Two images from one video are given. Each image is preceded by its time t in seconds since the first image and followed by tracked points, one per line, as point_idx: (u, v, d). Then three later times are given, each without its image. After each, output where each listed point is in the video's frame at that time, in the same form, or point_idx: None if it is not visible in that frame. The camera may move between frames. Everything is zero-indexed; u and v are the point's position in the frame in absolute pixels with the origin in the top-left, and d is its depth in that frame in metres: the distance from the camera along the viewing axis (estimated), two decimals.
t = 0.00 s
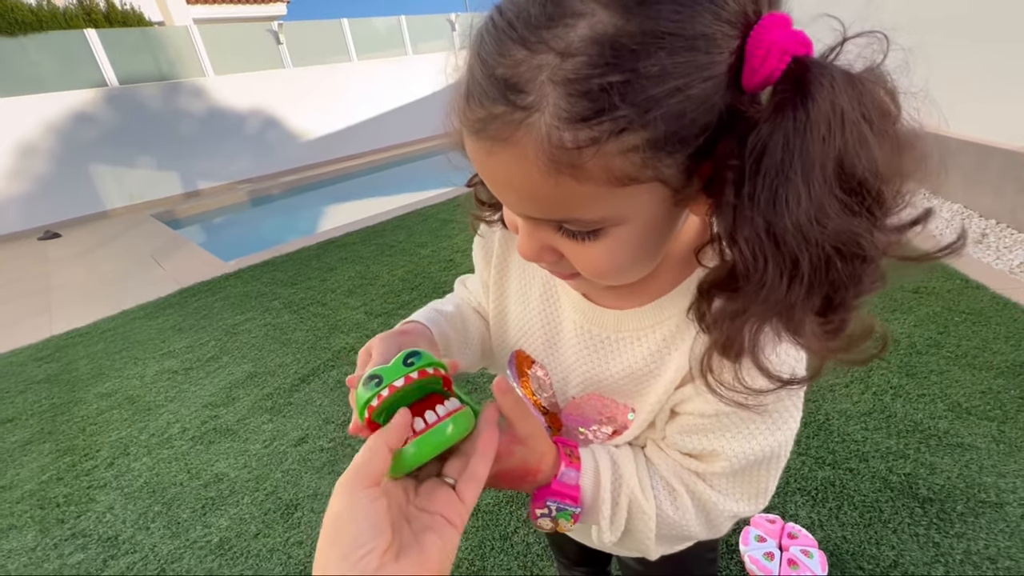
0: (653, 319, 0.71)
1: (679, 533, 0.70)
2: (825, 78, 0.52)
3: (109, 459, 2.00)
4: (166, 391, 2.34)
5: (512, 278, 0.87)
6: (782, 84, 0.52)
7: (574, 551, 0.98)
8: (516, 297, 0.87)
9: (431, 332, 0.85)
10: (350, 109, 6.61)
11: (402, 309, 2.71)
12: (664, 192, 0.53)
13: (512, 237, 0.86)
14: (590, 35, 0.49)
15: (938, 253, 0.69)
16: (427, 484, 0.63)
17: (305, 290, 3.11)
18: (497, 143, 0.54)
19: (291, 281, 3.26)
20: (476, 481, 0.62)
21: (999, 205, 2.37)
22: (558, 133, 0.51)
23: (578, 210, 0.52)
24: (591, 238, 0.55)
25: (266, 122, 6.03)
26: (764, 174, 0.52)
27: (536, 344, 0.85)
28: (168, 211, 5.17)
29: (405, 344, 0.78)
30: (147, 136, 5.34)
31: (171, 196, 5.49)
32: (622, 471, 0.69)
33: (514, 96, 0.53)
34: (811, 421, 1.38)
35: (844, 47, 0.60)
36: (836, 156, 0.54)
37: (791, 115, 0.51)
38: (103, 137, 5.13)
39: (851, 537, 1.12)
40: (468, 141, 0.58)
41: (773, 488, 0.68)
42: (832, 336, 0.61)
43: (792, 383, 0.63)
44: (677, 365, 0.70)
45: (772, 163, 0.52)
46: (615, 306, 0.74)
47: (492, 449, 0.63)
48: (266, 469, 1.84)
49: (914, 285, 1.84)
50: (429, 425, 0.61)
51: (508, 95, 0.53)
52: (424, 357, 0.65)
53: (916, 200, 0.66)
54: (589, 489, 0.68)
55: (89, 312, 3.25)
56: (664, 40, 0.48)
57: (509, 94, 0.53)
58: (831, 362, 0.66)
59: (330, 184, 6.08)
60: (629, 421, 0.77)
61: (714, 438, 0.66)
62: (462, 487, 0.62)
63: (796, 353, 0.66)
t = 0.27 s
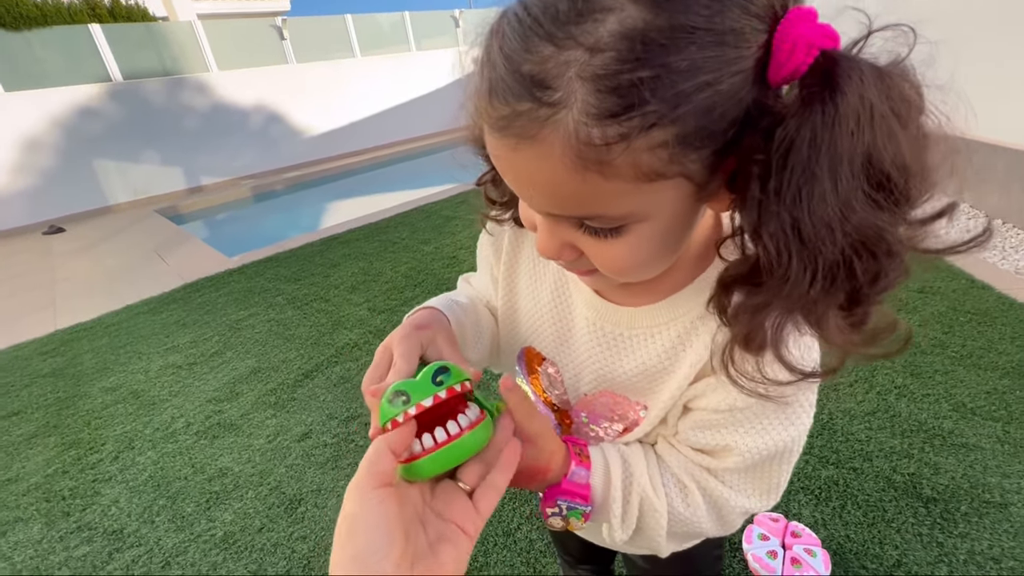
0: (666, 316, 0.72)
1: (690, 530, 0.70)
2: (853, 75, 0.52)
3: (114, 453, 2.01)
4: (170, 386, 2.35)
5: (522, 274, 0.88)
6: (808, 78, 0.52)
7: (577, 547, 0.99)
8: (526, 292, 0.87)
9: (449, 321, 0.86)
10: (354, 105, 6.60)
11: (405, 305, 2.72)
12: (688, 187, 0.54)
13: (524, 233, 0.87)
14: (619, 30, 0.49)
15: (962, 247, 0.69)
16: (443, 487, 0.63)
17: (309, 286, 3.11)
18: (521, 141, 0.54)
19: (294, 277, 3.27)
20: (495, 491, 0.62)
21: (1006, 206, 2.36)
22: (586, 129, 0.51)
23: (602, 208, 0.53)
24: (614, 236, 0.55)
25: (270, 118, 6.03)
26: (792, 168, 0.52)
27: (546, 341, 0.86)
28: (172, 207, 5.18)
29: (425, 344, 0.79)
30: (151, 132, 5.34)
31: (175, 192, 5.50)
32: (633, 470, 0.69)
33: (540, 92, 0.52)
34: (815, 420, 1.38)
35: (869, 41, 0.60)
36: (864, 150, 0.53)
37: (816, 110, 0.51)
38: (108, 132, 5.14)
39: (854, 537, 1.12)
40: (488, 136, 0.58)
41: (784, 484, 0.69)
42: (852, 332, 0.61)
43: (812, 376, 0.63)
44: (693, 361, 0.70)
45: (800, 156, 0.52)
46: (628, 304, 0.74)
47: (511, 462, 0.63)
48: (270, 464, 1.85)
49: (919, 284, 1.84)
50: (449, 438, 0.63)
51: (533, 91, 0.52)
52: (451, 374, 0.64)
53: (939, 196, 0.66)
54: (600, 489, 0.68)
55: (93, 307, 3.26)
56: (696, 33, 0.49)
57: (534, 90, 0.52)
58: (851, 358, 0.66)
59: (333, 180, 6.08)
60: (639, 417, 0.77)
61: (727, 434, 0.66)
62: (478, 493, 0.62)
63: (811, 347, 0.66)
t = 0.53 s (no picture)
0: (687, 309, 0.71)
1: (703, 528, 0.70)
2: (911, 56, 0.52)
3: (117, 446, 2.01)
4: (173, 380, 2.36)
5: (535, 265, 0.88)
6: (859, 62, 0.53)
7: (582, 543, 0.98)
8: (540, 282, 0.87)
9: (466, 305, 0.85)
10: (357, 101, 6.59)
11: (408, 301, 2.72)
12: (726, 174, 0.55)
13: (538, 222, 0.87)
14: (670, 7, 0.49)
15: (1005, 239, 0.69)
16: (452, 488, 0.64)
17: (311, 281, 3.11)
18: (563, 125, 0.53)
19: (297, 272, 3.27)
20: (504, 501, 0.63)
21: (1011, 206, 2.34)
22: (633, 112, 0.51)
23: (641, 198, 0.53)
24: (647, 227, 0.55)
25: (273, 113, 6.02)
26: (844, 153, 0.53)
27: (560, 332, 0.85)
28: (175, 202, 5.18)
29: (445, 335, 0.77)
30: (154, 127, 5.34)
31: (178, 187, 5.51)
32: (646, 467, 0.70)
33: (584, 73, 0.52)
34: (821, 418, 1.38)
35: (919, 21, 0.59)
36: (918, 136, 0.54)
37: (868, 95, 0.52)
38: (111, 127, 5.14)
39: (860, 535, 1.12)
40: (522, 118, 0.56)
41: (799, 482, 0.69)
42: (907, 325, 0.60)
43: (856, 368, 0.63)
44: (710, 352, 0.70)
45: (851, 142, 0.53)
46: (646, 295, 0.74)
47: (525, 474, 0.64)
48: (274, 458, 1.85)
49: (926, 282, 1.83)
50: (463, 434, 0.62)
51: (577, 73, 0.52)
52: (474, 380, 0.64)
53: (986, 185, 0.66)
54: (613, 486, 0.69)
55: (95, 302, 3.26)
56: (753, 11, 0.50)
57: (578, 71, 0.52)
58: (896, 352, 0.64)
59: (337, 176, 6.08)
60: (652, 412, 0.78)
61: (745, 429, 0.67)
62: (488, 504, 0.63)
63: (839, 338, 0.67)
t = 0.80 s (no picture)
0: (701, 310, 0.71)
1: (708, 529, 0.71)
2: (955, 59, 0.53)
3: (122, 442, 2.02)
4: (177, 376, 2.37)
5: (546, 263, 0.88)
6: (905, 63, 0.53)
7: (585, 541, 0.99)
8: (550, 280, 0.87)
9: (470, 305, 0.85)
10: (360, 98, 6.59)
11: (411, 298, 2.72)
12: (757, 175, 0.55)
13: (550, 220, 0.87)
14: (725, 3, 0.50)
15: None
16: (456, 485, 0.65)
17: (314, 279, 3.12)
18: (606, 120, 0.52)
19: (300, 269, 3.27)
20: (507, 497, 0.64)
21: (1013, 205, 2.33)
22: (683, 108, 0.51)
23: (682, 194, 0.52)
24: (683, 224, 0.55)
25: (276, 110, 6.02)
26: (890, 158, 0.54)
27: (571, 330, 0.85)
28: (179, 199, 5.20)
29: (449, 332, 0.77)
30: (158, 124, 5.35)
31: (181, 184, 5.52)
32: (653, 468, 0.71)
33: (634, 68, 0.52)
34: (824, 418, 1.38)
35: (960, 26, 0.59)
36: (971, 140, 0.54)
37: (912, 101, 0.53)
38: (116, 124, 5.16)
39: (863, 535, 1.12)
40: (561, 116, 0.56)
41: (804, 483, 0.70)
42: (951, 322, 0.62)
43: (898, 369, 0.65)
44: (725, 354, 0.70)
45: (898, 146, 0.53)
46: (660, 295, 0.74)
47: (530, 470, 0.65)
48: (277, 454, 1.86)
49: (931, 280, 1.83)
50: (467, 425, 0.63)
51: (627, 67, 0.52)
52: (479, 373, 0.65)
53: None
54: (621, 485, 0.70)
55: (99, 299, 3.27)
56: (808, 8, 0.50)
57: (628, 65, 0.52)
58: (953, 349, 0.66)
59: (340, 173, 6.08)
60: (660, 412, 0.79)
61: (757, 430, 0.68)
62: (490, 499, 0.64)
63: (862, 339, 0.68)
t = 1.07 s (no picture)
0: (708, 312, 0.71)
1: (716, 529, 0.71)
2: (988, 70, 0.51)
3: (124, 439, 2.02)
4: (179, 373, 2.37)
5: (550, 263, 0.87)
6: (934, 73, 0.52)
7: (588, 540, 0.98)
8: (555, 281, 0.86)
9: (470, 310, 0.85)
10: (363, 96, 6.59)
11: (413, 296, 2.72)
12: (777, 184, 0.54)
13: (554, 221, 0.86)
14: (759, 10, 0.49)
15: None
16: (460, 487, 0.64)
17: (315, 276, 3.12)
18: (627, 130, 0.51)
19: (302, 267, 3.27)
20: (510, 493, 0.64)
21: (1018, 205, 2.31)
22: (710, 118, 0.50)
23: (701, 205, 0.52)
24: (698, 233, 0.54)
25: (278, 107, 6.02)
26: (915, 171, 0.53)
27: (576, 332, 0.85)
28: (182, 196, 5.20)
29: (450, 336, 0.77)
30: (161, 121, 5.35)
31: (184, 180, 5.52)
32: (662, 469, 0.71)
33: (661, 75, 0.51)
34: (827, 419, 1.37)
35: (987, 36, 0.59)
36: (995, 156, 0.54)
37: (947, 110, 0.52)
38: (119, 121, 5.16)
39: (866, 535, 1.12)
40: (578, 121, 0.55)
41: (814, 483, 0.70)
42: (962, 337, 0.63)
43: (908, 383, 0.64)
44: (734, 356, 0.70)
45: (922, 160, 0.53)
46: (669, 297, 0.73)
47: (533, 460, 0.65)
48: (278, 451, 1.86)
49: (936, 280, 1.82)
50: (480, 438, 0.64)
51: (653, 74, 0.51)
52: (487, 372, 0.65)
53: None
54: (629, 487, 0.70)
55: (101, 295, 3.28)
56: (842, 17, 0.50)
57: (654, 71, 0.51)
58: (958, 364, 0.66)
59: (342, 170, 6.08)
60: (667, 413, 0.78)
61: (766, 432, 0.68)
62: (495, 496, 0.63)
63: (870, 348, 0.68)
